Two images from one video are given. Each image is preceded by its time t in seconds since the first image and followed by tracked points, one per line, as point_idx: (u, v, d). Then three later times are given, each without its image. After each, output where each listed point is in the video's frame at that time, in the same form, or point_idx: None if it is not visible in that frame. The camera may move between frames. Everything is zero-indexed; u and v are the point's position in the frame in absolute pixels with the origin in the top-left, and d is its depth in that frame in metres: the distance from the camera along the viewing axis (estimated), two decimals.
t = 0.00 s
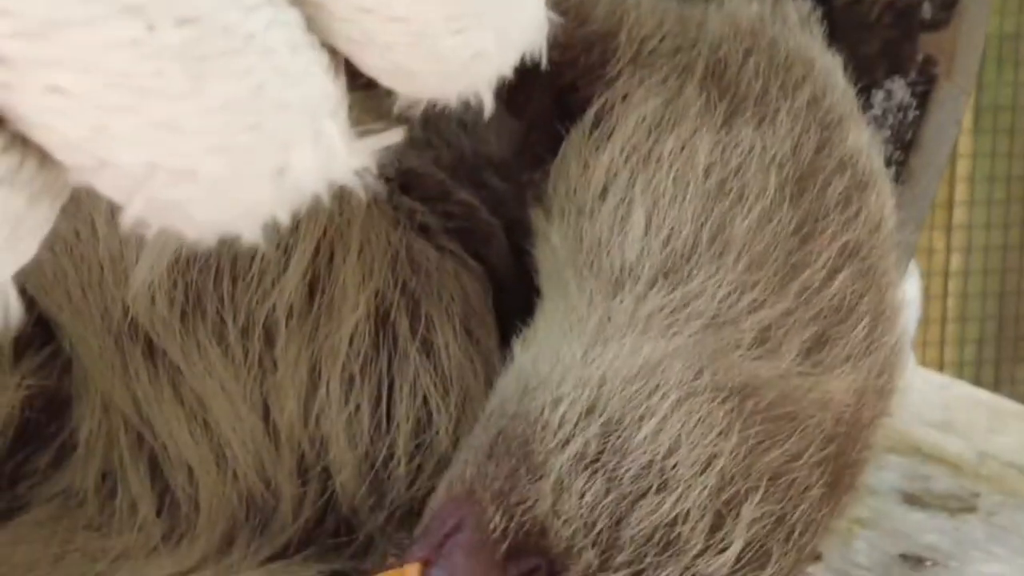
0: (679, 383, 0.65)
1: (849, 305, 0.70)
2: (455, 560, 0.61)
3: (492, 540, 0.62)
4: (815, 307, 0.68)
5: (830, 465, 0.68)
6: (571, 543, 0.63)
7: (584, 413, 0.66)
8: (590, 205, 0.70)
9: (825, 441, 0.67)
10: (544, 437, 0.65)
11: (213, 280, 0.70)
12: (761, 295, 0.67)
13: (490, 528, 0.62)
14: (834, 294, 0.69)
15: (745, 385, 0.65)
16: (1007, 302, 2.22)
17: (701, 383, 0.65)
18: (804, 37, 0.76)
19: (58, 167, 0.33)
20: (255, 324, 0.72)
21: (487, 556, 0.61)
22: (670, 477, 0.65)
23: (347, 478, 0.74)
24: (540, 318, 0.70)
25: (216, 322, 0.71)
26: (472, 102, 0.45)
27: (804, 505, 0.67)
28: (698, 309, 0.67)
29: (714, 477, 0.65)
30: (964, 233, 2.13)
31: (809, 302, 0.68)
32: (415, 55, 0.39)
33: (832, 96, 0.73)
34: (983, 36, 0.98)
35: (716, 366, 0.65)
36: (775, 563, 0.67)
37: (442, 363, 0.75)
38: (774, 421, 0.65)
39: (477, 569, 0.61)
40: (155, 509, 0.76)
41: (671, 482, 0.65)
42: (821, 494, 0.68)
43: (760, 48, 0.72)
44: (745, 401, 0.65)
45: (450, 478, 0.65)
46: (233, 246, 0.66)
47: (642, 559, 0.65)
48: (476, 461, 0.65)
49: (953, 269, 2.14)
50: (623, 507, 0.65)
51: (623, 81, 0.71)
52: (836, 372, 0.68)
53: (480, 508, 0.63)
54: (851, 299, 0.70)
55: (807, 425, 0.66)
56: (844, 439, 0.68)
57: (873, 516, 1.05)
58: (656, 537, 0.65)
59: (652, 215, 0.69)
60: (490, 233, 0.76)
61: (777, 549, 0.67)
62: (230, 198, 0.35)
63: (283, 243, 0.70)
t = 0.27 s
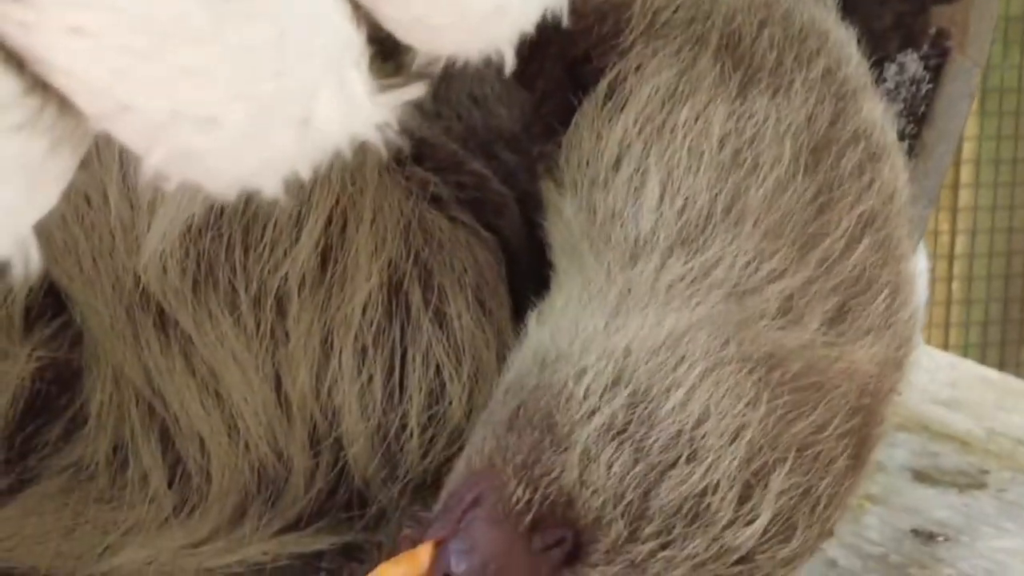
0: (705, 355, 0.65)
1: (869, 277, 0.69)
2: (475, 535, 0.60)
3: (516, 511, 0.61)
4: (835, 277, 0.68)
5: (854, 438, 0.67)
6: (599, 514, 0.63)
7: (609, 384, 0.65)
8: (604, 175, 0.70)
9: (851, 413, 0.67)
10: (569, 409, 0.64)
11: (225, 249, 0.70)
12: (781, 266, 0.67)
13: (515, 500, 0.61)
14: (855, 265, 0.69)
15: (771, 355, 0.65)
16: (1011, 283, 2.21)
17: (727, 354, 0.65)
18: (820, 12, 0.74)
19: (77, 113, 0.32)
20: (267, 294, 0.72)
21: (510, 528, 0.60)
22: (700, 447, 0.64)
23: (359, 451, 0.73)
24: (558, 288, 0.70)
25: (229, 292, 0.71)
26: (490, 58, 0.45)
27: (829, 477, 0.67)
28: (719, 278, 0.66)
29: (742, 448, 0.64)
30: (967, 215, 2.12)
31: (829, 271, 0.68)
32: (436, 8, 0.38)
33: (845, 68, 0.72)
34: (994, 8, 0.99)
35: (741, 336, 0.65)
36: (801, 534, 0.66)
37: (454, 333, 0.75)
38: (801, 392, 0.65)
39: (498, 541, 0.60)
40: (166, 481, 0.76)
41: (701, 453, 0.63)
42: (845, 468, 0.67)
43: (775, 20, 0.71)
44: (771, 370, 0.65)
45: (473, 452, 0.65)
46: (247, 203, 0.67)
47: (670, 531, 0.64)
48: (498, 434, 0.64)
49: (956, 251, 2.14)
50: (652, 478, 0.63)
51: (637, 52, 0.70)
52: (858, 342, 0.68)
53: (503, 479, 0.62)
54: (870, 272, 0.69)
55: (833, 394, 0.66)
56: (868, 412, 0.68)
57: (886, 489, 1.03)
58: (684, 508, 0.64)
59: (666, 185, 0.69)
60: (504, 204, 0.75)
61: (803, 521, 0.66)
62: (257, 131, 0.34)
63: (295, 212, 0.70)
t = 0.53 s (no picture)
0: (714, 319, 0.64)
1: (882, 243, 0.68)
2: (468, 480, 0.60)
3: (513, 464, 0.61)
4: (848, 242, 0.67)
5: (859, 412, 0.66)
6: (593, 474, 0.62)
7: (614, 343, 0.65)
8: (612, 135, 0.69)
9: (858, 385, 0.65)
10: (573, 366, 0.64)
11: (226, 212, 0.69)
12: (795, 227, 0.66)
13: (513, 451, 0.61)
14: (868, 230, 0.67)
15: (780, 323, 0.64)
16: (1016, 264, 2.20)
17: (735, 320, 0.63)
18: None
19: (72, 46, 0.31)
20: (269, 258, 0.71)
21: (506, 480, 0.60)
22: (701, 413, 0.62)
23: (361, 417, 0.72)
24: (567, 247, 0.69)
25: (230, 256, 0.70)
26: None
27: (832, 451, 0.65)
28: (729, 240, 0.65)
29: (744, 415, 0.63)
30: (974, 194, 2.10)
31: (842, 235, 0.67)
32: None
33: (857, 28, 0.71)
34: None
35: (753, 300, 0.64)
36: (799, 505, 0.65)
37: (457, 298, 0.74)
38: (809, 362, 0.64)
39: (491, 489, 0.60)
40: (167, 448, 0.76)
41: (701, 418, 0.62)
42: (847, 442, 0.66)
43: None
44: (780, 339, 0.64)
45: (474, 402, 0.64)
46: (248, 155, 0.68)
47: (664, 494, 0.63)
48: (500, 387, 0.64)
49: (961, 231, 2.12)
50: (651, 442, 0.62)
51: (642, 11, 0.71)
52: (869, 315, 0.66)
53: (504, 431, 0.62)
54: (883, 238, 0.68)
55: (841, 366, 0.65)
56: (877, 386, 0.67)
57: (891, 469, 1.03)
58: (681, 474, 0.62)
59: (675, 144, 0.68)
60: (508, 168, 0.75)
61: (801, 493, 0.64)
62: (241, 83, 0.33)
63: (297, 173, 0.70)
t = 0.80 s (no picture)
0: (705, 291, 0.62)
1: (884, 216, 0.67)
2: (449, 438, 0.61)
3: (495, 428, 0.60)
4: (850, 213, 0.66)
5: (852, 390, 0.64)
6: (574, 440, 0.61)
7: (605, 310, 0.63)
8: (612, 104, 0.70)
9: (851, 364, 0.64)
10: (563, 329, 0.63)
11: (221, 181, 0.69)
12: (795, 197, 0.65)
13: (498, 414, 0.61)
14: (871, 201, 0.66)
15: (775, 297, 0.62)
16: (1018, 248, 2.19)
17: (728, 292, 0.62)
18: None
19: None
20: (265, 228, 0.70)
21: (492, 440, 0.60)
22: (685, 386, 0.61)
23: (359, 389, 0.71)
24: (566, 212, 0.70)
25: (225, 226, 0.69)
26: None
27: (822, 429, 0.63)
28: (727, 210, 0.65)
29: (730, 389, 0.61)
30: (978, 178, 2.09)
31: (843, 206, 0.66)
32: None
33: None
34: None
35: (744, 275, 0.63)
36: (783, 484, 0.63)
37: (456, 270, 0.73)
38: (800, 337, 0.62)
39: (473, 448, 0.60)
40: (164, 422, 0.75)
41: (684, 390, 0.61)
42: (838, 422, 0.64)
43: None
44: (775, 312, 0.62)
45: (468, 362, 0.64)
46: (245, 120, 0.68)
47: (644, 465, 0.61)
48: (491, 349, 0.63)
49: (965, 214, 2.10)
50: (633, 412, 0.61)
51: None
52: (863, 294, 0.65)
53: (491, 394, 0.61)
54: (886, 209, 0.67)
55: (833, 346, 0.63)
56: (872, 366, 0.65)
57: (893, 445, 1.02)
58: (661, 445, 0.61)
59: (674, 111, 0.67)
60: (507, 137, 0.75)
61: (785, 471, 0.63)
62: (232, 32, 0.38)
63: (293, 142, 0.69)
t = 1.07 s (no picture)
0: (708, 266, 0.62)
1: (891, 182, 0.66)
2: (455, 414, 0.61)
3: (498, 404, 0.60)
4: (855, 182, 0.65)
5: (861, 362, 0.63)
6: (576, 418, 0.61)
7: (609, 286, 0.63)
8: (614, 74, 0.70)
9: (858, 337, 0.63)
10: (566, 305, 0.63)
11: (217, 152, 0.68)
12: (799, 166, 0.64)
13: (502, 391, 0.61)
14: (877, 168, 0.66)
15: (778, 271, 0.62)
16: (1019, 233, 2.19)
17: (731, 267, 0.62)
18: None
19: None
20: (262, 199, 0.69)
21: (495, 416, 0.60)
22: (687, 361, 0.60)
23: (356, 363, 0.70)
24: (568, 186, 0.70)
25: (221, 197, 0.68)
26: None
27: (828, 403, 0.62)
28: (729, 180, 0.64)
29: (732, 365, 0.60)
30: (978, 162, 2.08)
31: (847, 173, 0.65)
32: None
33: None
34: None
35: (747, 251, 0.62)
36: (786, 460, 0.62)
37: (455, 243, 0.72)
38: (805, 311, 0.62)
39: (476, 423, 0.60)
40: (160, 397, 0.74)
41: (686, 367, 0.60)
42: (845, 396, 0.63)
43: None
44: (778, 286, 0.62)
45: (472, 338, 0.64)
46: (240, 89, 0.67)
47: (646, 443, 0.60)
48: (496, 323, 0.63)
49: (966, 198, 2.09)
50: (634, 389, 0.61)
51: None
52: (872, 265, 0.65)
53: (495, 370, 0.61)
54: (891, 176, 0.66)
55: (839, 319, 0.63)
56: (880, 338, 0.64)
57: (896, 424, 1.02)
58: (663, 423, 0.60)
59: (676, 80, 0.67)
60: (507, 110, 0.75)
61: (790, 446, 0.62)
62: None
63: (290, 111, 0.69)
